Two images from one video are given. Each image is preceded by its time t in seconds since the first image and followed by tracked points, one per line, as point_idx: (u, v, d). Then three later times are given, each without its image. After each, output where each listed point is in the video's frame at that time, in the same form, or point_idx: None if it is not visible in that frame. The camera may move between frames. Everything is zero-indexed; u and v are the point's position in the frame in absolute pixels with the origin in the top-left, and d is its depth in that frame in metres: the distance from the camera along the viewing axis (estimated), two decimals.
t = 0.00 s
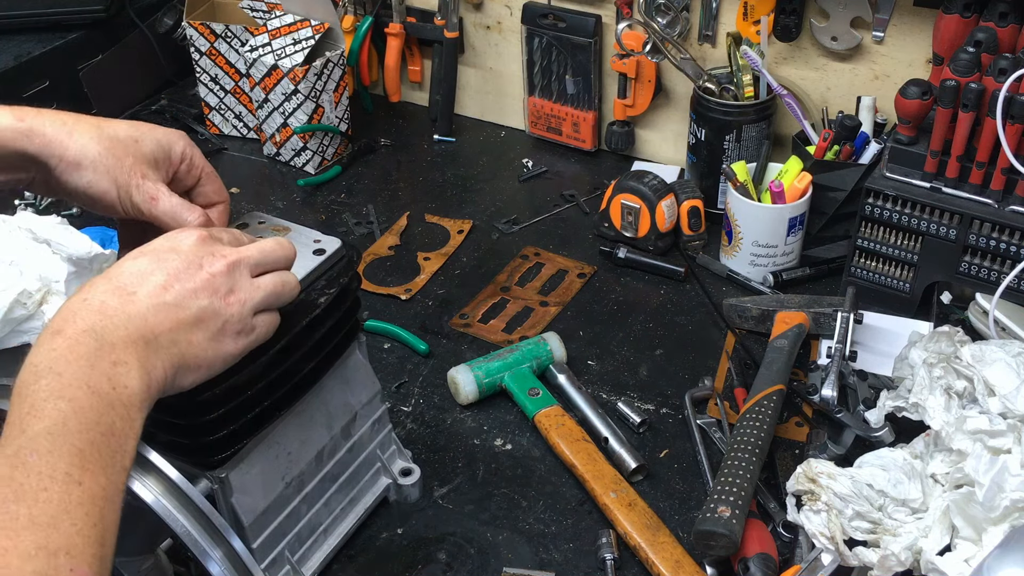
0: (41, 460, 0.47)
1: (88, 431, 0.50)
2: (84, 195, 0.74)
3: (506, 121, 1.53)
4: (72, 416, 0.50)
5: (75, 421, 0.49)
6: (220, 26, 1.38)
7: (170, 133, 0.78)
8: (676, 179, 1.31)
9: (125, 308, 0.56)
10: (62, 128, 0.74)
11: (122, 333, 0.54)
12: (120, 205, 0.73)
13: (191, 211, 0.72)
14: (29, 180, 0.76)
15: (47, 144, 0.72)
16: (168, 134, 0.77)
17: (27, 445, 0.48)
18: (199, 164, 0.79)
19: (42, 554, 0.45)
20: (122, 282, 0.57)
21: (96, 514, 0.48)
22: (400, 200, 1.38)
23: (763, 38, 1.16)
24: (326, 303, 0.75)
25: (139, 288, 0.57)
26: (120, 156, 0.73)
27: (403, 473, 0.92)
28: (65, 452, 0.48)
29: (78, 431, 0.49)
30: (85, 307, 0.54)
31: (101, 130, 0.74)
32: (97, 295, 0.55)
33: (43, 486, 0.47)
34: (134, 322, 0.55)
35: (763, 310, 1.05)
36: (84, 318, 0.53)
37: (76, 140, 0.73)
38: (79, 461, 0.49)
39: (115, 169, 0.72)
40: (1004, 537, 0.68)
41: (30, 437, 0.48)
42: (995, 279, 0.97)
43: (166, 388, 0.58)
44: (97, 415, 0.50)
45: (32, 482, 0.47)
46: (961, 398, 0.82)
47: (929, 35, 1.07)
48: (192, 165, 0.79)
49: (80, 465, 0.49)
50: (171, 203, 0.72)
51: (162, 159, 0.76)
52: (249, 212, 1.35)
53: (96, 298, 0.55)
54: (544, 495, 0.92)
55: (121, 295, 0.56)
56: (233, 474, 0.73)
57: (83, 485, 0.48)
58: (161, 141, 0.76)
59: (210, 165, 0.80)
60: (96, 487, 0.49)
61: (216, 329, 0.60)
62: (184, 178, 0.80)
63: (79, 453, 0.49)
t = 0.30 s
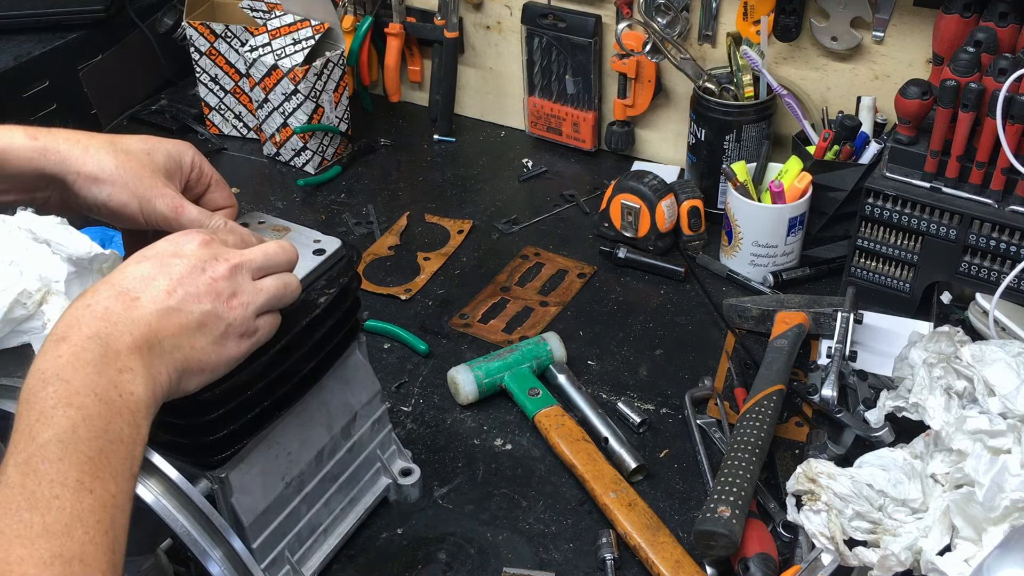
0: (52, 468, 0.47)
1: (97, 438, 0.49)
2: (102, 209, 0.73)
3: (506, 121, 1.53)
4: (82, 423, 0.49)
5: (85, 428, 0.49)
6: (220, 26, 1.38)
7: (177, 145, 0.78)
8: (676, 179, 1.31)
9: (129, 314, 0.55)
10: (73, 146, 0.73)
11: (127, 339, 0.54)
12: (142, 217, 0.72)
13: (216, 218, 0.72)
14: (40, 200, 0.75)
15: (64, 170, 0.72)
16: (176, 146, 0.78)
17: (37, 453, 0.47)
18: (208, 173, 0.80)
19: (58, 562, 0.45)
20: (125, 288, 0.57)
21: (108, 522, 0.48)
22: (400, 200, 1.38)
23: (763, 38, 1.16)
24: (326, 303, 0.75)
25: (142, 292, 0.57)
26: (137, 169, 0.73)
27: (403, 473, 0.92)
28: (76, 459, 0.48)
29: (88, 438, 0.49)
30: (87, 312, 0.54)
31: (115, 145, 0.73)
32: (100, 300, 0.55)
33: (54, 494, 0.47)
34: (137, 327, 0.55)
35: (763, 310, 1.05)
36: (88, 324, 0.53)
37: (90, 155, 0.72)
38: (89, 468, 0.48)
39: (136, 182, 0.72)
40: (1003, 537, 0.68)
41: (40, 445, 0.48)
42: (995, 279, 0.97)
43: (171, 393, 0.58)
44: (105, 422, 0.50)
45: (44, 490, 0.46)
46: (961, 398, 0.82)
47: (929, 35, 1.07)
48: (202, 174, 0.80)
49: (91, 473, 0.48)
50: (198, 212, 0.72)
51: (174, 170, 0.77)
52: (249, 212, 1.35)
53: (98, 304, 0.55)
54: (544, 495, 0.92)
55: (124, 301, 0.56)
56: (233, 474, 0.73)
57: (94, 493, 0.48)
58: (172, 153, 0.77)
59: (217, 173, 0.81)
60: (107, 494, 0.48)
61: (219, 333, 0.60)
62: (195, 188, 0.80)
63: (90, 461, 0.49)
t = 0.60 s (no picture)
0: (63, 469, 0.47)
1: (106, 440, 0.49)
2: (104, 236, 0.71)
3: (506, 121, 1.53)
4: (91, 426, 0.49)
5: (94, 430, 0.49)
6: (220, 26, 1.38)
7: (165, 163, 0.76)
8: (675, 179, 1.31)
9: (134, 314, 0.55)
10: (58, 175, 0.70)
11: (133, 342, 0.54)
12: (145, 237, 0.71)
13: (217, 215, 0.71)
14: (39, 238, 0.72)
15: (57, 202, 0.69)
16: (163, 163, 0.76)
17: (48, 454, 0.47)
18: (200, 184, 0.78)
19: (72, 563, 0.44)
20: (129, 289, 0.56)
21: (119, 523, 0.48)
22: (400, 200, 1.38)
23: (763, 38, 1.16)
24: (326, 303, 0.75)
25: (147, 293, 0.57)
26: (129, 191, 0.71)
27: (403, 473, 0.92)
28: (86, 460, 0.48)
29: (97, 440, 0.49)
30: (92, 313, 0.54)
31: (104, 171, 0.71)
32: (105, 302, 0.55)
33: (67, 495, 0.46)
34: (143, 329, 0.55)
35: (763, 310, 1.05)
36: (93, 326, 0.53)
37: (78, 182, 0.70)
38: (99, 469, 0.48)
39: (130, 203, 0.70)
40: (1002, 537, 0.68)
41: (51, 447, 0.47)
42: (995, 279, 0.97)
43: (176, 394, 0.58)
44: (114, 424, 0.50)
45: (56, 491, 0.46)
46: (960, 398, 0.82)
47: (929, 35, 1.07)
48: (195, 188, 0.77)
49: (101, 474, 0.48)
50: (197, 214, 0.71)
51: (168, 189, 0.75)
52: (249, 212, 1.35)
53: (102, 305, 0.55)
54: (544, 495, 0.92)
55: (129, 301, 0.56)
56: (233, 474, 0.73)
57: (106, 494, 0.48)
58: (161, 169, 0.75)
59: (210, 181, 0.79)
60: (117, 495, 0.48)
61: (223, 333, 0.60)
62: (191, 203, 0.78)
63: (100, 462, 0.48)
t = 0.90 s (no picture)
0: (68, 467, 0.47)
1: (110, 438, 0.49)
2: (103, 253, 0.71)
3: (506, 121, 1.53)
4: (95, 424, 0.49)
5: (98, 429, 0.49)
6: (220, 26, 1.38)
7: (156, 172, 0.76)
8: (675, 179, 1.31)
9: (136, 315, 0.55)
10: (47, 197, 0.71)
11: (136, 342, 0.54)
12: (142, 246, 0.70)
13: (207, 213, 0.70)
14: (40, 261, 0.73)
15: (51, 224, 0.70)
16: (153, 172, 0.75)
17: (52, 453, 0.47)
18: (193, 187, 0.77)
19: (78, 561, 0.45)
20: (132, 289, 0.57)
21: (124, 521, 0.48)
22: (400, 200, 1.38)
23: (763, 38, 1.16)
24: (326, 303, 0.75)
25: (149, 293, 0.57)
26: (118, 206, 0.70)
27: (403, 473, 0.92)
28: (91, 459, 0.48)
29: (102, 438, 0.49)
30: (94, 313, 0.54)
31: (94, 189, 0.71)
32: (107, 302, 0.55)
33: (71, 493, 0.46)
34: (146, 329, 0.55)
35: (763, 310, 1.05)
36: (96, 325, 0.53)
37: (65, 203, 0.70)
38: (104, 468, 0.48)
39: (118, 215, 0.70)
40: (1002, 537, 0.68)
41: (55, 445, 0.47)
42: (995, 279, 0.97)
43: (179, 395, 0.58)
44: (118, 423, 0.50)
45: (61, 490, 0.46)
46: (961, 398, 0.82)
47: (929, 35, 1.07)
48: (189, 192, 0.77)
49: (106, 472, 0.48)
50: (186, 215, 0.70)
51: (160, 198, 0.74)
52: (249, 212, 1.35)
53: (105, 305, 0.55)
54: (544, 495, 0.92)
55: (130, 301, 0.56)
56: (233, 474, 0.73)
57: (111, 492, 0.48)
58: (151, 178, 0.74)
59: (204, 183, 0.78)
60: (122, 493, 0.48)
61: (225, 334, 0.60)
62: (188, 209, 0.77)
63: (105, 460, 0.48)
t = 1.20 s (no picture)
0: (62, 463, 0.47)
1: (105, 435, 0.49)
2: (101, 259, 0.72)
3: (506, 121, 1.53)
4: (90, 421, 0.49)
5: (93, 425, 0.49)
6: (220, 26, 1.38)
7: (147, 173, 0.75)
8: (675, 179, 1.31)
9: (134, 313, 0.55)
10: (42, 209, 0.71)
11: (133, 340, 0.54)
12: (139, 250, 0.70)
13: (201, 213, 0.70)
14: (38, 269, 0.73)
15: (47, 234, 0.70)
16: (145, 173, 0.75)
17: (46, 448, 0.47)
18: (187, 185, 0.77)
19: (70, 555, 0.44)
20: (130, 288, 0.57)
21: (118, 517, 0.47)
22: (400, 200, 1.38)
23: (763, 38, 1.16)
24: (326, 303, 0.75)
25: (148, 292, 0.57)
26: (110, 211, 0.70)
27: (403, 473, 0.92)
28: (86, 455, 0.48)
29: (97, 434, 0.49)
30: (92, 310, 0.54)
31: (86, 197, 0.71)
32: (105, 300, 0.55)
33: (65, 488, 0.46)
34: (143, 328, 0.55)
35: (763, 310, 1.05)
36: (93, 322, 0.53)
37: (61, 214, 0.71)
38: (99, 464, 0.48)
39: (112, 223, 0.70)
40: (1002, 537, 0.68)
41: (49, 441, 0.47)
42: (995, 279, 0.97)
43: (176, 394, 0.58)
44: (114, 419, 0.50)
45: (54, 485, 0.46)
46: (961, 398, 0.82)
47: (929, 35, 1.07)
48: (182, 190, 0.76)
49: (101, 468, 0.48)
50: (179, 216, 0.70)
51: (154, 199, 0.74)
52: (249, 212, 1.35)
53: (103, 303, 0.55)
54: (544, 495, 0.92)
55: (128, 300, 0.56)
56: (233, 474, 0.73)
57: (105, 488, 0.48)
58: (143, 180, 0.74)
59: (197, 180, 0.78)
60: (117, 490, 0.48)
61: (223, 333, 0.60)
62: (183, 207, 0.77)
63: (99, 456, 0.48)
